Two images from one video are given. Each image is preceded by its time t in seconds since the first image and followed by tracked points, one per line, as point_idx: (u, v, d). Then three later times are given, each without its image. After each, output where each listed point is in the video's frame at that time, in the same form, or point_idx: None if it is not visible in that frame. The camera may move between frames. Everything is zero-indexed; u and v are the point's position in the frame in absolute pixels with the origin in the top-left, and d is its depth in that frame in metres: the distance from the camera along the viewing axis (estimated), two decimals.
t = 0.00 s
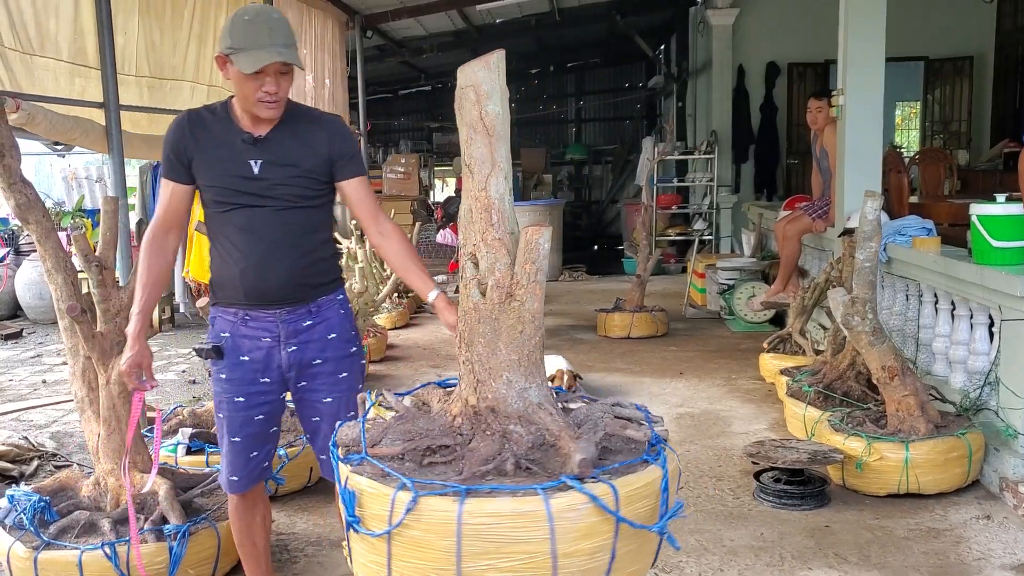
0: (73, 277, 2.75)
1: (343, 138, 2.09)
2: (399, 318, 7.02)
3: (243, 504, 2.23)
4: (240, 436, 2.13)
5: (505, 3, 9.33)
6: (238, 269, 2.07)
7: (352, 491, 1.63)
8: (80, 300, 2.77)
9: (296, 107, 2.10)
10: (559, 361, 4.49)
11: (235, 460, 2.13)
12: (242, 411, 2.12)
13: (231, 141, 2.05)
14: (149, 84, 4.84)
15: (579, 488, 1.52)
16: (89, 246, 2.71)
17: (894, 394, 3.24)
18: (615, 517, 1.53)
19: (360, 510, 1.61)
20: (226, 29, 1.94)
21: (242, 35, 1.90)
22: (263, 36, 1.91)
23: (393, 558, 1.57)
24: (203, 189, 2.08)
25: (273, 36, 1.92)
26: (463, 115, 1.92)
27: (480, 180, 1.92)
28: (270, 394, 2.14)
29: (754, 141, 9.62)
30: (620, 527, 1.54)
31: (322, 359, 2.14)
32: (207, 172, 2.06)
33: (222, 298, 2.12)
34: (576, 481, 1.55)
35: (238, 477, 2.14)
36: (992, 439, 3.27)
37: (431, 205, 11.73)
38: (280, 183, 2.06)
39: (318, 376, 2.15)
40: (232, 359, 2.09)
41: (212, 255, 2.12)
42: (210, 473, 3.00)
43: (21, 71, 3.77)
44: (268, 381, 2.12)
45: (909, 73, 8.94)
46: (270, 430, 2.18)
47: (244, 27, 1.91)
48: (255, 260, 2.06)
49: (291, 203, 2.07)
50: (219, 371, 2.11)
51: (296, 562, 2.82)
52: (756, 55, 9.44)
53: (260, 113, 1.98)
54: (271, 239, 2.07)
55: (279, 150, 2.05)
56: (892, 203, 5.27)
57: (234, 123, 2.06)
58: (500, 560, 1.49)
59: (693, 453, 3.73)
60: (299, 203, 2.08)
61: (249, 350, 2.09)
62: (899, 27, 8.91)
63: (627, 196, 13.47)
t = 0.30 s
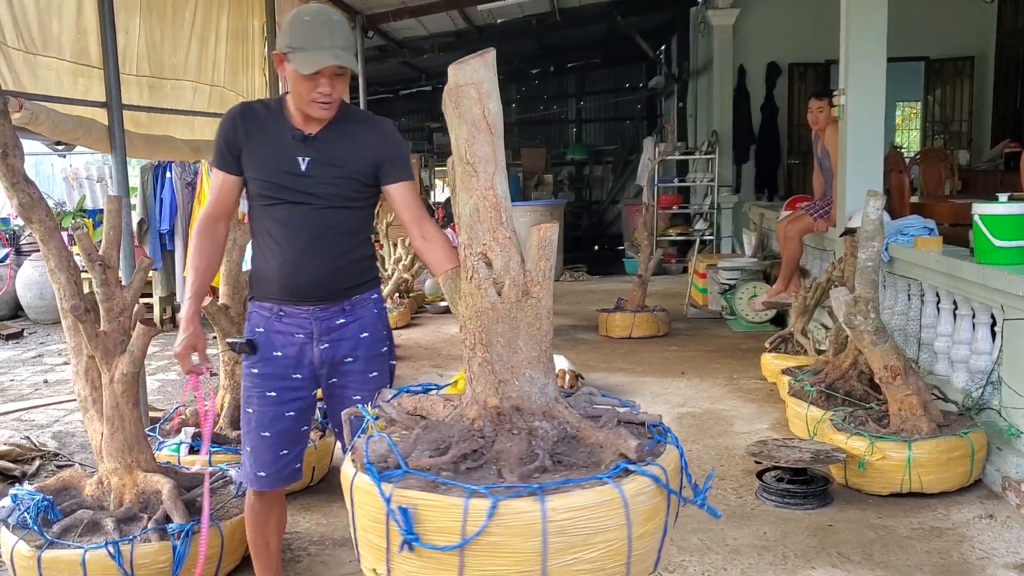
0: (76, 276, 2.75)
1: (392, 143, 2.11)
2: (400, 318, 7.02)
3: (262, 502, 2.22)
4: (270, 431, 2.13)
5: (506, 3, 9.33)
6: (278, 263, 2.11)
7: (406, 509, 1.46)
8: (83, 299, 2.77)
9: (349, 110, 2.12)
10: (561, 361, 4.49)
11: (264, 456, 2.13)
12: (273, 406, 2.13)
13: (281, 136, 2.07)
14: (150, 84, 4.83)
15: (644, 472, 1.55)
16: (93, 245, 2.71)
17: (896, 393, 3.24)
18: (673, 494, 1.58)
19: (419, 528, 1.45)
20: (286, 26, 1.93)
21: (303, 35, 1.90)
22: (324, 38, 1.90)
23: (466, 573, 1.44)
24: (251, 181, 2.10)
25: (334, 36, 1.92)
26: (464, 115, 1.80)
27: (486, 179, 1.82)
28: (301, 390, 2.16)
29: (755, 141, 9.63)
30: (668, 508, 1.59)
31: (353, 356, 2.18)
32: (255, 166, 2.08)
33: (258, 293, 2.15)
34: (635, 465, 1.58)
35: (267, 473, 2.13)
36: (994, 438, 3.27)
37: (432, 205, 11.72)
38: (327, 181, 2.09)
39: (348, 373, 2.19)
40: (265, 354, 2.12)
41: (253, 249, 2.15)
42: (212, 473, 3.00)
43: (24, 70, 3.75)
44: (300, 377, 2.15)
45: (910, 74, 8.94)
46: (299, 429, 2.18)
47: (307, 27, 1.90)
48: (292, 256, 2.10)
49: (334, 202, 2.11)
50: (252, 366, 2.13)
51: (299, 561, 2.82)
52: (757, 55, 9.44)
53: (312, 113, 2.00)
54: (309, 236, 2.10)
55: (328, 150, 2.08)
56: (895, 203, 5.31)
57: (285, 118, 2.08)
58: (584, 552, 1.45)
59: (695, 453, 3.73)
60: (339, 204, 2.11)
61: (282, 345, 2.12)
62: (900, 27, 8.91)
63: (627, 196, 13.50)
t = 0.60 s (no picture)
0: (79, 276, 2.75)
1: (422, 149, 2.17)
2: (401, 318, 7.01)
3: (272, 497, 2.22)
4: (287, 426, 2.17)
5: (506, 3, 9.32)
6: (305, 260, 2.16)
7: (487, 516, 1.40)
8: (85, 298, 2.77)
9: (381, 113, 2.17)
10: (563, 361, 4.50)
11: (280, 450, 2.16)
12: (291, 401, 2.16)
13: (317, 136, 2.11)
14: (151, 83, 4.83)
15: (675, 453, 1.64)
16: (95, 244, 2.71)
17: (897, 393, 3.25)
18: (695, 466, 1.70)
19: (499, 533, 1.40)
20: (329, 29, 1.92)
21: (346, 39, 1.89)
22: (365, 44, 1.90)
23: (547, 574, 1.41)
24: (284, 178, 2.15)
25: (374, 44, 1.91)
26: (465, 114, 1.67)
27: (493, 179, 1.72)
28: (320, 386, 2.19)
29: (755, 142, 9.64)
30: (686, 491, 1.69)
31: (373, 355, 2.22)
32: (289, 163, 2.12)
33: (283, 288, 2.20)
34: (665, 446, 1.67)
35: (281, 467, 2.15)
36: (996, 438, 3.27)
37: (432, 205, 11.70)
38: (357, 183, 2.14)
39: (367, 372, 2.23)
40: (285, 349, 2.16)
41: (281, 245, 2.22)
42: (214, 473, 3.00)
43: (26, 70, 3.75)
44: (319, 373, 2.18)
45: (910, 74, 8.94)
46: (316, 425, 2.21)
47: (351, 32, 1.90)
48: (320, 253, 2.15)
49: (363, 203, 2.16)
50: (272, 360, 2.17)
51: (302, 560, 2.82)
52: (757, 56, 9.45)
53: (348, 116, 2.02)
54: (337, 235, 2.15)
55: (361, 153, 2.13)
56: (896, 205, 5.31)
57: (322, 118, 2.12)
58: (650, 533, 1.49)
59: (697, 453, 3.73)
60: (367, 206, 2.17)
61: (303, 341, 2.16)
62: (900, 28, 8.92)
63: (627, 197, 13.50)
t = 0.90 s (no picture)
0: (79, 270, 2.75)
1: (436, 143, 2.15)
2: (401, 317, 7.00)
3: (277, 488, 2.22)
4: (293, 414, 2.18)
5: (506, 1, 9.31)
6: (316, 251, 2.17)
7: (573, 500, 1.37)
8: (86, 292, 2.77)
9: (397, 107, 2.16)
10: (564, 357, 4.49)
11: (286, 438, 2.17)
12: (298, 390, 2.18)
13: (331, 129, 2.11)
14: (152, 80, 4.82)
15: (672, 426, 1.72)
16: (95, 238, 2.70)
17: (898, 388, 3.25)
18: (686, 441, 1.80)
19: (586, 517, 1.37)
20: (339, 23, 1.90)
21: (356, 35, 1.87)
22: (373, 40, 1.87)
23: (622, 554, 1.42)
24: (298, 172, 2.16)
25: (383, 40, 1.88)
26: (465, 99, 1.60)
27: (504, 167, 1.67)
28: (328, 377, 2.20)
29: (755, 140, 9.64)
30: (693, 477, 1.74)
31: (382, 348, 2.21)
32: (301, 156, 2.12)
33: (294, 279, 2.21)
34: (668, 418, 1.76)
35: (286, 455, 2.16)
36: (997, 433, 3.27)
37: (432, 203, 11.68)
38: (370, 177, 2.14)
39: (375, 365, 2.22)
40: (295, 338, 2.18)
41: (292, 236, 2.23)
42: (215, 468, 2.99)
43: (26, 65, 3.75)
44: (327, 364, 2.20)
45: (911, 72, 8.93)
46: (322, 415, 2.22)
47: (360, 28, 1.87)
48: (331, 245, 2.15)
49: (375, 198, 2.16)
50: (281, 349, 2.19)
51: (302, 554, 2.82)
52: (757, 54, 9.45)
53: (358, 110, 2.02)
54: (347, 228, 2.15)
55: (374, 147, 2.12)
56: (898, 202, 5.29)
57: (336, 111, 2.12)
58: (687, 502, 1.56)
59: (698, 449, 3.72)
60: (379, 200, 2.16)
61: (312, 332, 2.18)
62: (900, 26, 8.91)
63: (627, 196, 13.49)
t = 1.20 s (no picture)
0: (76, 270, 2.75)
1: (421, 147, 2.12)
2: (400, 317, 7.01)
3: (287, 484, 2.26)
4: (287, 410, 2.21)
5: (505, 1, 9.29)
6: (309, 252, 2.21)
7: (639, 485, 1.48)
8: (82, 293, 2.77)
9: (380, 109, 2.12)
10: (562, 358, 4.48)
11: (281, 432, 2.21)
12: (293, 385, 2.20)
13: (319, 135, 2.13)
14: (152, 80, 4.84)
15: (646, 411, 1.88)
16: (91, 239, 2.70)
17: (895, 388, 3.25)
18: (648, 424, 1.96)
19: (649, 500, 1.49)
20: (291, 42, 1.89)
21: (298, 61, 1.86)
22: (312, 64, 1.84)
23: (665, 531, 1.56)
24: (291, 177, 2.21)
25: (324, 62, 1.84)
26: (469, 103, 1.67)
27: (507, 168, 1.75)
28: (323, 374, 2.23)
29: (755, 140, 9.64)
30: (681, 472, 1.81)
31: (375, 346, 2.20)
32: (293, 162, 2.17)
33: (293, 278, 2.25)
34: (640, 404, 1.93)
35: (281, 450, 2.21)
36: (994, 432, 3.28)
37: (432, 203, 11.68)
38: (357, 182, 2.14)
39: (369, 362, 2.22)
40: (293, 335, 2.21)
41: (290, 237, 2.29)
42: (213, 468, 2.99)
43: (23, 65, 3.75)
44: (322, 361, 2.22)
45: (910, 72, 8.93)
46: (317, 412, 2.24)
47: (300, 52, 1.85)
48: (321, 246, 2.19)
49: (366, 201, 2.17)
50: (279, 345, 2.22)
51: (299, 554, 2.90)
52: (756, 54, 9.45)
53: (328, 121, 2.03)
54: (339, 230, 2.18)
55: (359, 153, 2.12)
56: (896, 201, 5.30)
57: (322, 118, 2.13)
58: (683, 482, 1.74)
59: (695, 449, 3.72)
60: (368, 203, 2.17)
61: (309, 329, 2.20)
62: (900, 26, 8.91)
63: (627, 196, 13.49)
